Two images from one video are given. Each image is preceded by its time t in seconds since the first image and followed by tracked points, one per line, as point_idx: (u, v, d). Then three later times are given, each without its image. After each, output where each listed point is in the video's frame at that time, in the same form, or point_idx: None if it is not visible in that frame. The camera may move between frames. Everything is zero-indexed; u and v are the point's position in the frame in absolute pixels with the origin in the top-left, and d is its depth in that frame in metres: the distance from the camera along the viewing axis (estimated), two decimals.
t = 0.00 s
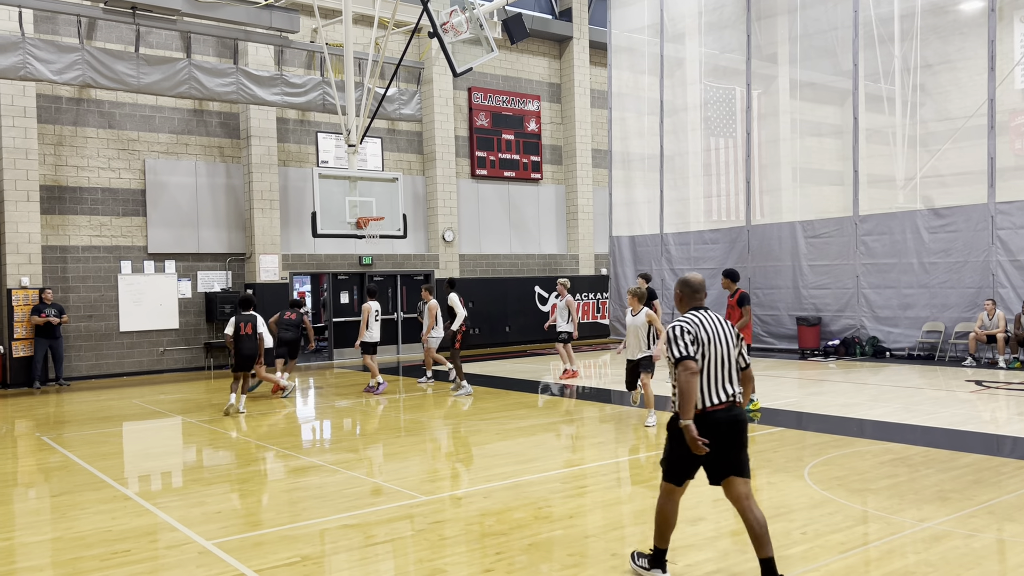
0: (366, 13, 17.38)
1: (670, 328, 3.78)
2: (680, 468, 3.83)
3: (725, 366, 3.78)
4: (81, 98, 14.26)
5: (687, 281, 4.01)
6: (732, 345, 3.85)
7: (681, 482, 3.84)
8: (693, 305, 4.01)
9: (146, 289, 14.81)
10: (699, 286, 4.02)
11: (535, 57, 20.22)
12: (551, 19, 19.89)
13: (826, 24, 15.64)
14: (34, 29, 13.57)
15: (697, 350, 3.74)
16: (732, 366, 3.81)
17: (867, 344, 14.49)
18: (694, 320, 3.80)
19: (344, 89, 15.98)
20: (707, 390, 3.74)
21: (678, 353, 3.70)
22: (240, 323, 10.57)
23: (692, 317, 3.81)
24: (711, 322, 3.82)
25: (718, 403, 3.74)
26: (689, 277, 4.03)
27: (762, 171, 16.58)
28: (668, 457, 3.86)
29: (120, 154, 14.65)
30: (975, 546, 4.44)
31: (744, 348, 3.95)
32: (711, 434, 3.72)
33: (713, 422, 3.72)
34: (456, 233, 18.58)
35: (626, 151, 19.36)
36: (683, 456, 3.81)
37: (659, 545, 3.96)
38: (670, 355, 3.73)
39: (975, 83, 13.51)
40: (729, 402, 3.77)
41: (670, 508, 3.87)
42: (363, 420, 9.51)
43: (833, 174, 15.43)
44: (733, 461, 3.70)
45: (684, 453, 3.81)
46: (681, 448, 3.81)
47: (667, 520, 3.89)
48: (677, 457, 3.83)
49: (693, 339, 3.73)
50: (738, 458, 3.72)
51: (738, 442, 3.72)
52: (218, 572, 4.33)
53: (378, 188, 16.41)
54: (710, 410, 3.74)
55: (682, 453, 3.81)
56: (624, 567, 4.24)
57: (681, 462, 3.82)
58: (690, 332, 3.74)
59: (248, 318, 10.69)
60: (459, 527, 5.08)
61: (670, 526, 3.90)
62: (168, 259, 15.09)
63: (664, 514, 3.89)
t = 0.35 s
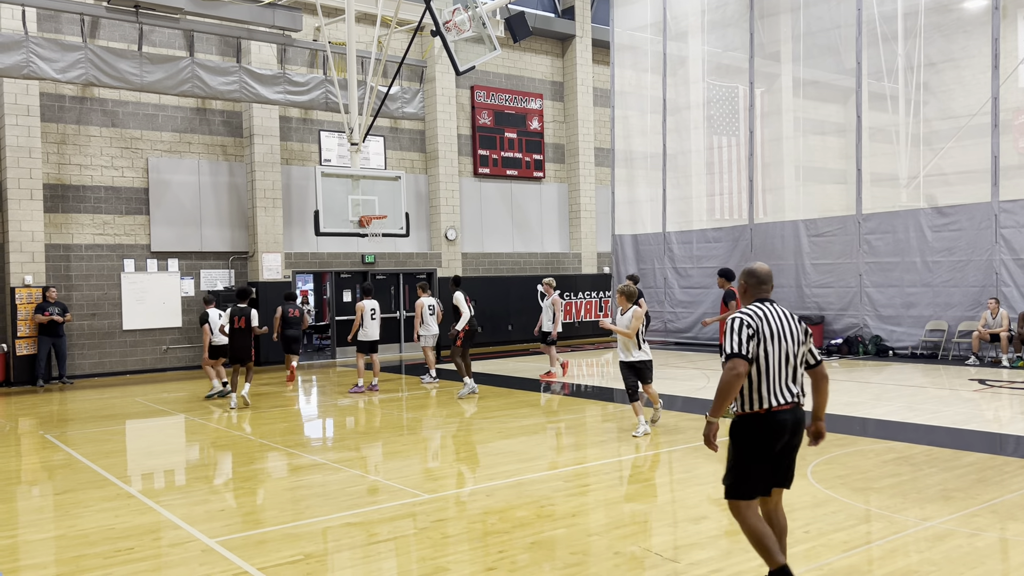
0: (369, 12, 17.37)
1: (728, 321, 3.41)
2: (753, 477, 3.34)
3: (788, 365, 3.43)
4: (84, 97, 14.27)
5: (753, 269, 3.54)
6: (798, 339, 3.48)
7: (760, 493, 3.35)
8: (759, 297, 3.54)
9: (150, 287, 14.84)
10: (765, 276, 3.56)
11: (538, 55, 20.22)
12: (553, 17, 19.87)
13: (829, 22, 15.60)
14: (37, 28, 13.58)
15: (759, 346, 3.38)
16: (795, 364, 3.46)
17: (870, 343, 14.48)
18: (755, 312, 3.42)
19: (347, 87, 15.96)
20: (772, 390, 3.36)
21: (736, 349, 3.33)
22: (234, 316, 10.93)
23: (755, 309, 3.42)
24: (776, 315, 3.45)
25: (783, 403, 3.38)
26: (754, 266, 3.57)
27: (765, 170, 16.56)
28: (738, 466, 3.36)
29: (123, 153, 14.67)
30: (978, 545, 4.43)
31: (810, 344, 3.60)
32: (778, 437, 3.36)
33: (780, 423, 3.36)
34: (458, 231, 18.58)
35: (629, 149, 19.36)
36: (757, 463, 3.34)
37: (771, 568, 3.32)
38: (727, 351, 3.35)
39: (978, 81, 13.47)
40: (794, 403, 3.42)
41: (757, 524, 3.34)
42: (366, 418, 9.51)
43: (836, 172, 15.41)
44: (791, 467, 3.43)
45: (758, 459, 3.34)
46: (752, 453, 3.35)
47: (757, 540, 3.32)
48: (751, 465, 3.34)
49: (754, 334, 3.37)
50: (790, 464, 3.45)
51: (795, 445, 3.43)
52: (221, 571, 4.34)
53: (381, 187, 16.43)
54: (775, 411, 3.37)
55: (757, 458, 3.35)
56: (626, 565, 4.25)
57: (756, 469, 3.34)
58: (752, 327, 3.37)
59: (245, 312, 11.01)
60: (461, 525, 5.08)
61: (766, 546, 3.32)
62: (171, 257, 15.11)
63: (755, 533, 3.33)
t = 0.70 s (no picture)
0: (371, 10, 17.34)
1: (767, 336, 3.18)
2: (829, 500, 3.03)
3: (847, 373, 3.10)
4: (87, 95, 14.28)
5: (794, 275, 3.33)
6: (855, 344, 3.16)
7: (844, 520, 3.04)
8: (804, 304, 3.31)
9: (152, 285, 14.86)
10: (808, 281, 3.33)
11: (539, 53, 20.20)
12: (556, 16, 19.83)
13: (832, 20, 15.57)
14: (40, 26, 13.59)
15: (804, 358, 3.12)
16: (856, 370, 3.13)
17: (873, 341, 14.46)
18: (799, 322, 3.15)
19: (349, 85, 15.96)
20: (828, 402, 3.07)
21: (772, 366, 3.10)
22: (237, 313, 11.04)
23: (799, 318, 3.16)
24: (825, 322, 3.15)
25: (846, 415, 3.07)
26: (797, 272, 3.35)
27: (767, 168, 16.53)
28: (819, 492, 3.05)
29: (125, 151, 14.67)
30: (981, 544, 4.42)
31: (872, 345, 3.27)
32: (847, 452, 3.05)
33: (845, 437, 3.05)
34: (461, 230, 18.58)
35: (631, 148, 19.37)
36: (835, 486, 3.04)
37: None
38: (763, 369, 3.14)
39: (981, 79, 13.44)
40: (860, 414, 3.10)
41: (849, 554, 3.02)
42: (368, 417, 9.51)
43: (838, 170, 15.38)
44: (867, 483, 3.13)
45: (831, 481, 3.04)
46: (825, 474, 3.05)
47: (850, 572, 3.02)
48: (830, 490, 3.03)
49: (794, 349, 3.11)
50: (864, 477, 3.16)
51: (865, 457, 3.12)
52: (224, 568, 4.34)
53: (382, 185, 16.71)
54: (834, 424, 3.06)
55: (834, 481, 3.04)
56: (628, 564, 4.25)
57: (831, 493, 3.04)
58: (792, 340, 3.11)
59: (248, 310, 11.12)
60: (464, 523, 5.08)
61: None
62: (174, 255, 15.12)
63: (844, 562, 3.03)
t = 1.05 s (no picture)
0: (372, 8, 17.34)
1: (822, 329, 3.00)
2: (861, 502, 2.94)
3: (901, 370, 2.98)
4: (88, 94, 14.29)
5: (847, 264, 3.12)
6: (909, 340, 3.04)
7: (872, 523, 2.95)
8: (857, 295, 3.10)
9: (154, 284, 14.87)
10: (862, 270, 3.11)
11: (541, 52, 20.19)
12: (557, 14, 19.80)
13: (834, 18, 15.55)
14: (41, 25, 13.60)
15: (862, 353, 2.96)
16: (910, 367, 3.00)
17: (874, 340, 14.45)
18: (854, 314, 2.99)
19: (351, 84, 15.97)
20: (880, 401, 2.94)
21: (838, 361, 2.92)
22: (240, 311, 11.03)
23: (858, 312, 2.99)
24: (882, 316, 3.00)
25: (894, 413, 2.95)
26: (848, 260, 3.14)
27: (769, 167, 16.52)
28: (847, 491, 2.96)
29: (127, 150, 14.68)
30: (983, 543, 4.42)
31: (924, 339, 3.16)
32: (889, 453, 2.92)
33: (888, 435, 2.93)
34: (463, 229, 18.58)
35: (633, 146, 19.40)
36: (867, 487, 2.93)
37: None
38: (824, 364, 2.95)
39: (983, 78, 13.42)
40: (909, 412, 2.98)
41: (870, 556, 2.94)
42: (369, 415, 9.51)
43: (840, 169, 15.38)
44: (908, 489, 2.99)
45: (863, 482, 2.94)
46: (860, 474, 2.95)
47: (867, 574, 2.96)
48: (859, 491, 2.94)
49: (853, 343, 2.94)
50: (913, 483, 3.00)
51: (912, 461, 2.98)
52: (226, 566, 4.34)
53: (383, 183, 17.34)
54: (885, 423, 2.94)
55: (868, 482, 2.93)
56: (630, 562, 4.24)
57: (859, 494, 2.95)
58: (852, 335, 2.94)
59: (251, 308, 11.11)
60: (465, 522, 5.08)
61: None
62: (175, 254, 15.13)
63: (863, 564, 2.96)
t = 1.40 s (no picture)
0: (372, 8, 17.34)
1: (868, 318, 2.98)
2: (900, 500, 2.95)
3: (947, 369, 2.98)
4: (88, 94, 14.29)
5: (897, 261, 3.11)
6: (955, 341, 3.04)
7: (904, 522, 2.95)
8: (905, 291, 3.09)
9: (154, 283, 14.87)
10: (912, 268, 3.11)
11: (542, 51, 20.19)
12: (558, 13, 19.80)
13: (835, 17, 15.54)
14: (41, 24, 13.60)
15: (907, 344, 2.95)
16: (955, 367, 3.00)
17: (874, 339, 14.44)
18: (900, 306, 2.99)
19: (352, 83, 15.99)
20: (925, 395, 2.92)
21: (885, 349, 2.89)
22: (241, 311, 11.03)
23: (907, 305, 2.98)
24: (930, 313, 2.99)
25: (941, 410, 2.94)
26: (900, 258, 3.12)
27: (769, 166, 16.51)
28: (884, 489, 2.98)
29: (127, 149, 14.68)
30: (983, 541, 4.42)
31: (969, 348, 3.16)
32: (933, 453, 2.91)
33: (933, 434, 2.92)
34: (463, 228, 18.58)
35: (633, 145, 19.41)
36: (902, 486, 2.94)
37: None
38: (869, 352, 2.93)
39: (983, 76, 13.42)
40: (954, 411, 2.97)
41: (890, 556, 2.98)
42: (370, 414, 9.52)
43: (841, 168, 15.38)
44: (955, 492, 2.94)
45: (901, 482, 2.94)
46: (898, 474, 2.95)
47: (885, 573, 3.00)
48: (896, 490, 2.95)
49: (900, 333, 2.93)
50: (958, 487, 2.96)
51: (957, 463, 2.96)
52: (226, 566, 4.35)
53: (384, 183, 17.06)
54: (930, 418, 2.93)
55: (905, 480, 2.94)
56: (630, 562, 4.24)
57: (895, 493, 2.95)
58: (900, 326, 2.93)
59: (252, 307, 11.10)
60: (466, 521, 5.08)
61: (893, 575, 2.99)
62: (176, 253, 15.13)
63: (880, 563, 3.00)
